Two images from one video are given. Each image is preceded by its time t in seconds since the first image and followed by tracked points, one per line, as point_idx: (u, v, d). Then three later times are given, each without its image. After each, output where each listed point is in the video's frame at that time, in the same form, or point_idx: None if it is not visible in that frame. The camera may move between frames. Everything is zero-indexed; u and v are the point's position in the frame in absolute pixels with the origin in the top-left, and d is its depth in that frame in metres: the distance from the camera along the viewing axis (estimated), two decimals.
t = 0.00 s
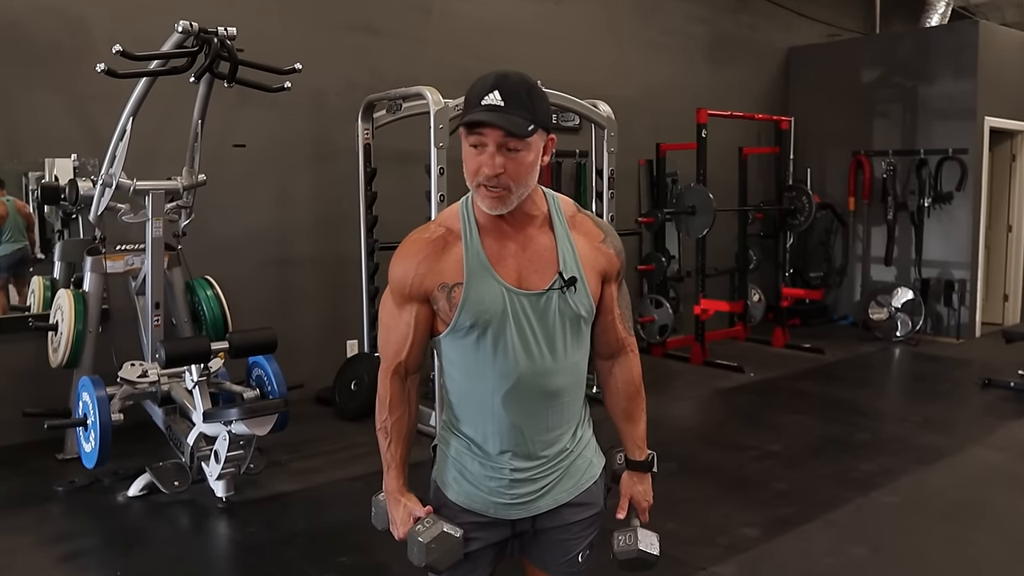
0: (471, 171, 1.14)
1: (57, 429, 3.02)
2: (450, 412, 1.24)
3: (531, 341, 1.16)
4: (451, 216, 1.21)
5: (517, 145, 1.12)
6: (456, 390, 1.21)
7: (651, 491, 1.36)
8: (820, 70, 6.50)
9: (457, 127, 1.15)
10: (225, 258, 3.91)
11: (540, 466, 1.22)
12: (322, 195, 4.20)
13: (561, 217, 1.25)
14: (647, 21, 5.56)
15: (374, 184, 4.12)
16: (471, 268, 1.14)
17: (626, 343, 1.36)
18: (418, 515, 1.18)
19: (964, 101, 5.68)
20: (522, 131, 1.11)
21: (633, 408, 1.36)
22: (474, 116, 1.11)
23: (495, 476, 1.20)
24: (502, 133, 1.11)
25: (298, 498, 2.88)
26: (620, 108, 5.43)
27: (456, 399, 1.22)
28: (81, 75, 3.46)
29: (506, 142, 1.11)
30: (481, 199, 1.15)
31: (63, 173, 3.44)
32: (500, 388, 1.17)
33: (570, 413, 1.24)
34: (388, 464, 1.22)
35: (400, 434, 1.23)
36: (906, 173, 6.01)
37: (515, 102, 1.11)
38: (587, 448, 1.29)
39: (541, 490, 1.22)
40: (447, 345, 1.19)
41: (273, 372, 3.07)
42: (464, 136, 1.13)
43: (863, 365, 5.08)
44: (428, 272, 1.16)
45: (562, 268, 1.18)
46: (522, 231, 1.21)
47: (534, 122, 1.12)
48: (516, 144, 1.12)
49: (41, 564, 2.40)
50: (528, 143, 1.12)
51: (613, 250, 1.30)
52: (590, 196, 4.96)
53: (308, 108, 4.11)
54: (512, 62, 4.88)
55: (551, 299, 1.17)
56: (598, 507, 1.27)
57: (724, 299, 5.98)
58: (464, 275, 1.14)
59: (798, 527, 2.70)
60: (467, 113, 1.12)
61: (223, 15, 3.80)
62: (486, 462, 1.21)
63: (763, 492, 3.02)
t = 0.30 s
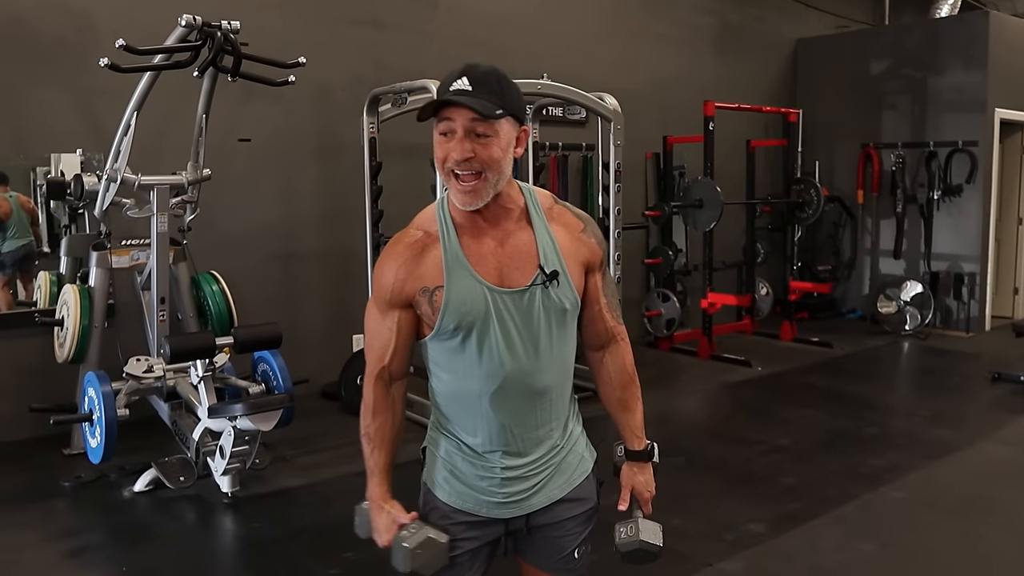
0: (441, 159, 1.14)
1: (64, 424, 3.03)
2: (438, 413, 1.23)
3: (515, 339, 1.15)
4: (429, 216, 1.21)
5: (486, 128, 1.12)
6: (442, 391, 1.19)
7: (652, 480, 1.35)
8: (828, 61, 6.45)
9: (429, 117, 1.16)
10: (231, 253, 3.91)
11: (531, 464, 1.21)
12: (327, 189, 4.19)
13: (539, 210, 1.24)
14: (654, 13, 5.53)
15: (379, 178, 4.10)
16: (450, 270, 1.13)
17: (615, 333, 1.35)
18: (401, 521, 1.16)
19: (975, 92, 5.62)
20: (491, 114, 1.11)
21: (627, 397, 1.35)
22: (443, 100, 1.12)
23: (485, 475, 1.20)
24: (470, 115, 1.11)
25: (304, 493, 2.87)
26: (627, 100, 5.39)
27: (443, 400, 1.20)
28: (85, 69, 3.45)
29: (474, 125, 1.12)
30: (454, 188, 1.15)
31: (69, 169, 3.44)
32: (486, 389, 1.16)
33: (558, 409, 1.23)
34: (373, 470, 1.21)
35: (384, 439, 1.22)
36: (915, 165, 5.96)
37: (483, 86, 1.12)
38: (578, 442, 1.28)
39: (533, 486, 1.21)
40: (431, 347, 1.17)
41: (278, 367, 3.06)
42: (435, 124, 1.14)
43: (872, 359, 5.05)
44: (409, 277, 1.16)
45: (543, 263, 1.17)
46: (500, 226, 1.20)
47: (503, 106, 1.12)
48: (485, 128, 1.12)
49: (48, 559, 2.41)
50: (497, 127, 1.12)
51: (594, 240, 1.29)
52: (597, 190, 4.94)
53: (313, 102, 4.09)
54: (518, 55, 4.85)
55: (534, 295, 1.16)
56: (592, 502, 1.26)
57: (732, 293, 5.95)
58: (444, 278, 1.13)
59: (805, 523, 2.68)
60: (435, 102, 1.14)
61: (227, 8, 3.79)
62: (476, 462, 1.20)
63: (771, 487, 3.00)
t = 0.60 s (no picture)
0: (416, 143, 1.13)
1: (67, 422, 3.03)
2: (416, 412, 1.22)
3: (486, 335, 1.14)
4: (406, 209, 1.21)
5: (461, 112, 1.12)
6: (417, 389, 1.19)
7: (653, 468, 1.35)
8: (832, 58, 6.42)
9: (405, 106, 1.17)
10: (233, 251, 3.90)
11: (509, 462, 1.20)
12: (331, 187, 4.18)
13: (514, 204, 1.22)
14: (658, 10, 5.51)
15: (382, 176, 4.09)
16: (421, 265, 1.12)
17: (599, 326, 1.33)
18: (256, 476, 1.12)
19: (979, 89, 5.60)
20: (464, 98, 1.12)
21: (621, 388, 1.35)
22: (420, 82, 1.13)
23: (463, 474, 1.19)
24: (447, 97, 1.12)
25: (307, 492, 2.87)
26: (631, 98, 5.38)
27: (418, 398, 1.20)
28: (86, 66, 3.45)
29: (450, 107, 1.12)
30: (426, 175, 1.14)
31: (71, 166, 3.44)
32: (460, 387, 1.15)
33: (535, 406, 1.22)
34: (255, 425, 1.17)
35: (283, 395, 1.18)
36: (919, 163, 5.94)
37: (459, 71, 1.12)
38: (558, 440, 1.26)
39: (512, 486, 1.20)
40: (404, 343, 1.17)
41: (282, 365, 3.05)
42: (411, 109, 1.15)
43: (875, 357, 5.04)
44: (380, 268, 1.15)
45: (516, 257, 1.15)
46: (474, 220, 1.18)
47: (478, 91, 1.13)
48: (459, 111, 1.12)
49: (50, 557, 2.40)
50: (472, 112, 1.13)
51: (572, 234, 1.27)
52: (600, 188, 4.92)
53: (316, 100, 4.09)
54: (521, 52, 4.84)
55: (506, 289, 1.14)
56: (575, 500, 1.25)
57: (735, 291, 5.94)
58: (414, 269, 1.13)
59: (809, 522, 2.67)
60: (412, 87, 1.14)
61: (229, 5, 3.78)
62: (454, 461, 1.20)
63: (774, 486, 2.99)
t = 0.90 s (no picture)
0: (416, 149, 1.13)
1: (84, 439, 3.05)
2: (413, 430, 1.21)
3: (481, 347, 1.13)
4: (400, 221, 1.20)
5: (462, 121, 1.14)
6: (411, 405, 1.18)
7: (658, 479, 1.36)
8: (847, 76, 6.41)
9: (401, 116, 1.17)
10: (250, 268, 3.93)
11: (509, 480, 1.19)
12: (347, 205, 4.21)
13: (508, 219, 1.22)
14: (673, 29, 5.53)
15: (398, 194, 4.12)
16: (416, 275, 1.12)
17: (597, 341, 1.33)
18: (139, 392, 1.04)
19: (997, 106, 5.57)
20: (464, 104, 1.13)
21: (622, 400, 1.35)
22: (420, 91, 1.14)
23: (463, 492, 1.18)
24: (449, 105, 1.13)
25: (321, 509, 2.87)
26: (646, 116, 5.39)
27: (414, 415, 1.19)
28: (106, 85, 3.50)
29: (452, 115, 1.13)
30: (426, 182, 1.13)
31: (91, 185, 3.48)
32: (456, 403, 1.14)
33: (531, 420, 1.21)
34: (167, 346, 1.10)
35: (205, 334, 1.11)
36: (936, 181, 5.90)
37: (458, 78, 1.14)
38: (558, 458, 1.25)
39: (513, 504, 1.19)
40: (397, 356, 1.16)
41: (297, 383, 3.06)
42: (410, 118, 1.15)
43: (893, 375, 4.99)
44: (374, 275, 1.16)
45: (511, 269, 1.16)
46: (468, 233, 1.18)
47: (477, 99, 1.14)
48: (459, 117, 1.13)
49: (65, 573, 2.41)
50: (471, 121, 1.14)
51: (566, 249, 1.27)
52: (615, 206, 4.93)
53: (333, 119, 4.12)
54: (536, 71, 4.87)
55: (501, 300, 1.14)
56: (580, 514, 1.25)
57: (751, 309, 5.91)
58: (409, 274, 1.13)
59: (827, 543, 2.64)
60: (409, 94, 1.14)
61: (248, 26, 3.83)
62: (454, 480, 1.18)
63: (791, 506, 2.96)
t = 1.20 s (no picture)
0: (424, 154, 1.13)
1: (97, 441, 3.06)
2: (411, 435, 1.21)
3: (480, 356, 1.12)
4: (405, 226, 1.21)
5: (472, 125, 1.14)
6: (410, 410, 1.18)
7: (651, 497, 1.35)
8: (862, 85, 6.39)
9: (409, 120, 1.17)
10: (263, 273, 3.94)
11: (506, 489, 1.19)
12: (361, 211, 4.22)
13: (515, 226, 1.22)
14: (688, 36, 5.52)
15: (412, 200, 4.13)
16: (417, 280, 1.12)
17: (600, 352, 1.32)
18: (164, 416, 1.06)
19: (1013, 115, 5.53)
20: (474, 109, 1.13)
21: (620, 414, 1.34)
22: (429, 95, 1.13)
23: (458, 499, 1.18)
24: (459, 111, 1.13)
25: (332, 514, 2.87)
26: (660, 124, 5.38)
27: (411, 420, 1.19)
28: (122, 90, 3.52)
29: (461, 121, 1.13)
30: (434, 185, 1.13)
31: (107, 189, 3.51)
32: (452, 411, 1.14)
33: (531, 431, 1.20)
34: (185, 368, 1.12)
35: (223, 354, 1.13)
36: (952, 190, 5.86)
37: (467, 83, 1.14)
38: (558, 468, 1.24)
39: (508, 514, 1.18)
40: (396, 360, 1.16)
41: (309, 387, 3.07)
42: (418, 122, 1.15)
43: (907, 386, 4.95)
44: (377, 277, 1.16)
45: (513, 278, 1.15)
46: (472, 240, 1.18)
47: (487, 104, 1.14)
48: (469, 122, 1.13)
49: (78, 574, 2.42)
50: (480, 127, 1.14)
51: (572, 259, 1.26)
52: (629, 213, 4.92)
53: (348, 125, 4.13)
54: (550, 77, 4.87)
55: (502, 310, 1.13)
56: (578, 524, 1.24)
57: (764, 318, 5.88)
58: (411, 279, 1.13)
59: (840, 553, 2.62)
60: (417, 97, 1.14)
61: (264, 31, 3.85)
62: (450, 487, 1.18)
63: (804, 516, 2.93)
